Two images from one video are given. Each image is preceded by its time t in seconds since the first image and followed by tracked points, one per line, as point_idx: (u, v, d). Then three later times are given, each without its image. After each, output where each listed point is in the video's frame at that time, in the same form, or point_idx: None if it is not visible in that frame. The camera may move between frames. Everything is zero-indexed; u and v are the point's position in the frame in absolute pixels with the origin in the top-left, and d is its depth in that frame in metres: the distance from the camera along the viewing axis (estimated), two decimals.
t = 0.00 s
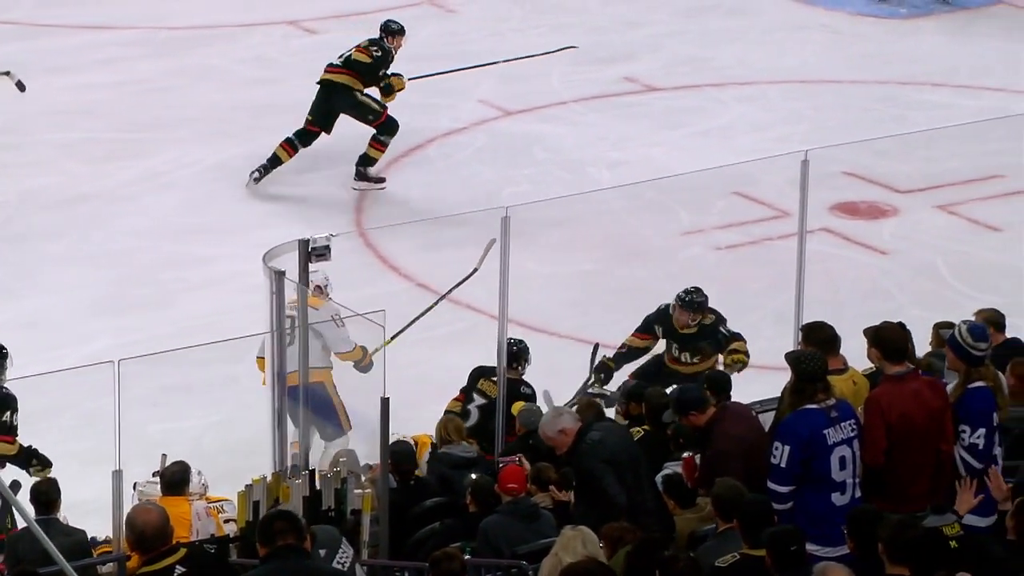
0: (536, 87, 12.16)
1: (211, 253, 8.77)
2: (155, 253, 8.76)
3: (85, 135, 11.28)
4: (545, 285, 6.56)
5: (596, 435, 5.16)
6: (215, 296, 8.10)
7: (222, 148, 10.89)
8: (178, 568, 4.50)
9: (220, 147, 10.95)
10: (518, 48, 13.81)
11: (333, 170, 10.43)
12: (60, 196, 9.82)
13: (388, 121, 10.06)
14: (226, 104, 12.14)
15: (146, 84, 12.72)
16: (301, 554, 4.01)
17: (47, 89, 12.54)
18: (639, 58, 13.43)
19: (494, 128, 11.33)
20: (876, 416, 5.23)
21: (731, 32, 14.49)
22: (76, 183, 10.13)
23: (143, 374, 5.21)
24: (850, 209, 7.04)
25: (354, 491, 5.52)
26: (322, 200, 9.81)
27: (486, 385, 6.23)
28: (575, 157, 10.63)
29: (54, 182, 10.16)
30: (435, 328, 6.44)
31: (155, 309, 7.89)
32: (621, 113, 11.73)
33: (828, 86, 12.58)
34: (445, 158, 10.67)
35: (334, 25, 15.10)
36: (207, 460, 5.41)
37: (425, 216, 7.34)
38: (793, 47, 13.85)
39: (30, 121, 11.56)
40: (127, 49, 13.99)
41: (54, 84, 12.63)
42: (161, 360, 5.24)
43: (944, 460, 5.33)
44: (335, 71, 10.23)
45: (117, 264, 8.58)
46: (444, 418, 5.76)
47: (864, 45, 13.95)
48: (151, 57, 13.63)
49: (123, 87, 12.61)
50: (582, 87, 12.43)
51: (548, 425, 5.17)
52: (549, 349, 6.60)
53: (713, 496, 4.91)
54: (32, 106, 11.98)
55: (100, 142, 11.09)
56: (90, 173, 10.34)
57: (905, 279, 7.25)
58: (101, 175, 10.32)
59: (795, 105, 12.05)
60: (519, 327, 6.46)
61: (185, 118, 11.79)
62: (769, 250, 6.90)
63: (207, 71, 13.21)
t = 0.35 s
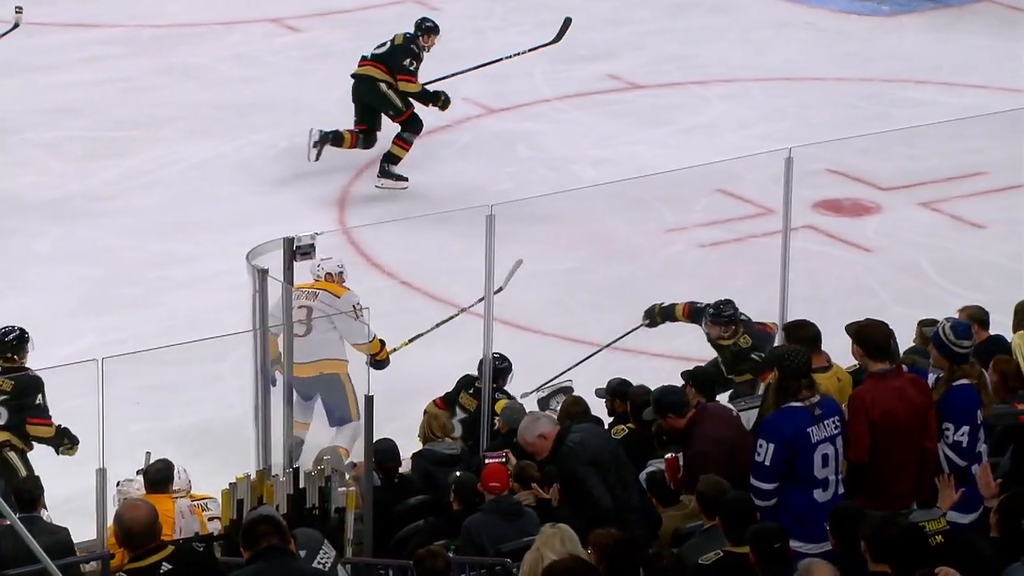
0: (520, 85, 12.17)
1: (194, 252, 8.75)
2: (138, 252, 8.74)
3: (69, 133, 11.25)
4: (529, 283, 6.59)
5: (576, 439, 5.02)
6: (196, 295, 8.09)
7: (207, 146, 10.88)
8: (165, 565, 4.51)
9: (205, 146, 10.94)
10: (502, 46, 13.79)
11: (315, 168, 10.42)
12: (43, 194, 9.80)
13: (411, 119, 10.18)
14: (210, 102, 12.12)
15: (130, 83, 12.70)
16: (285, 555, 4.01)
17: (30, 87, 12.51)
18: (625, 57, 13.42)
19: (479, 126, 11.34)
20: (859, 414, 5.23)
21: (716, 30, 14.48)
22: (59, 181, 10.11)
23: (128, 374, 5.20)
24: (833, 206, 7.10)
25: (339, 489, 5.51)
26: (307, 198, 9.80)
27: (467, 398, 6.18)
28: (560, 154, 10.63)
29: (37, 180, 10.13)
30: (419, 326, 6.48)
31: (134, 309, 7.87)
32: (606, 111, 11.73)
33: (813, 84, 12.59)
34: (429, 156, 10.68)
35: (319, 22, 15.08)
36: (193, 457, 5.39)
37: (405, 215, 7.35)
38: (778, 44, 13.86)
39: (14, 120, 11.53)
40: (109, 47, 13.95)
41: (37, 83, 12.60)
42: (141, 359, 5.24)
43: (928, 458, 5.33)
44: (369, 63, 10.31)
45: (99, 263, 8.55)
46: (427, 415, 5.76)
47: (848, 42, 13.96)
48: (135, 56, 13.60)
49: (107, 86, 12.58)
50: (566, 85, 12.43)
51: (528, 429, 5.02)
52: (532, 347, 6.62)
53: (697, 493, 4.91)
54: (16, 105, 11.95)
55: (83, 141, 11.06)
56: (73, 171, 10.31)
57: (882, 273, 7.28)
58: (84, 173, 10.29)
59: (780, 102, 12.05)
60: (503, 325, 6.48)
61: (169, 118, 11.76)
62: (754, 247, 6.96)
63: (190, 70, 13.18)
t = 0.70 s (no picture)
0: (515, 82, 12.17)
1: (189, 249, 8.76)
2: (133, 250, 8.74)
3: (61, 129, 11.25)
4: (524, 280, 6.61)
5: (570, 439, 4.95)
6: (189, 293, 8.10)
7: (198, 144, 10.88)
8: (162, 561, 4.51)
9: (196, 143, 10.94)
10: (499, 44, 13.80)
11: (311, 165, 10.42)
12: (36, 192, 9.79)
13: (433, 118, 10.25)
14: (204, 100, 12.12)
15: (122, 81, 12.70)
16: (282, 555, 4.01)
17: (23, 85, 12.51)
18: (620, 54, 13.43)
19: (473, 124, 11.34)
20: (855, 412, 5.23)
21: (712, 28, 14.49)
22: (55, 178, 10.12)
23: (121, 370, 5.16)
24: (829, 203, 7.11)
25: (334, 486, 5.52)
26: (302, 196, 9.80)
27: (447, 400, 6.28)
28: (556, 152, 10.63)
29: (33, 177, 10.13)
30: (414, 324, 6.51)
31: (126, 307, 7.88)
32: (600, 108, 11.74)
33: (809, 82, 12.60)
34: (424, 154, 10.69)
35: (313, 21, 15.08)
36: (190, 454, 5.37)
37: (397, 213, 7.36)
38: (773, 41, 13.86)
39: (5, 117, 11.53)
40: (105, 45, 13.96)
41: (29, 82, 12.59)
42: (135, 357, 5.20)
43: (923, 456, 5.34)
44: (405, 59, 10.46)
45: (95, 261, 8.56)
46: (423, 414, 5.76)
47: (845, 39, 13.97)
48: (130, 54, 13.61)
49: (99, 85, 12.58)
50: (560, 83, 12.43)
51: (519, 434, 4.93)
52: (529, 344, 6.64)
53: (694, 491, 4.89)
54: (8, 102, 11.94)
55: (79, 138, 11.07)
56: (69, 168, 10.32)
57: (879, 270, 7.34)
58: (80, 170, 10.30)
59: (777, 100, 12.06)
60: (499, 323, 6.49)
61: (164, 115, 11.78)
62: (751, 245, 6.95)
63: (186, 68, 13.20)
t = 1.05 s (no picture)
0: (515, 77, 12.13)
1: (183, 245, 8.73)
2: (128, 246, 8.71)
3: (57, 126, 11.21)
4: (525, 277, 6.58)
5: (566, 440, 4.92)
6: (182, 290, 8.07)
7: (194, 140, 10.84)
8: (163, 558, 4.48)
9: (193, 139, 10.91)
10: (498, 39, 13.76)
11: (310, 162, 10.39)
12: (31, 188, 9.76)
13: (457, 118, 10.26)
14: (201, 96, 12.09)
15: (118, 77, 12.66)
16: (282, 557, 3.99)
17: (19, 81, 12.47)
18: (620, 48, 13.39)
19: (473, 120, 11.31)
20: (857, 409, 5.19)
21: (712, 22, 14.44)
22: (51, 174, 10.09)
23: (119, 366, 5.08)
24: (830, 199, 7.06)
25: (333, 484, 5.49)
26: (299, 193, 9.76)
27: (441, 400, 6.23)
28: (556, 149, 10.59)
29: (29, 173, 10.11)
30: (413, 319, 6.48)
31: (120, 304, 7.84)
32: (600, 103, 11.69)
33: (809, 76, 12.54)
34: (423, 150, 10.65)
35: (312, 15, 15.05)
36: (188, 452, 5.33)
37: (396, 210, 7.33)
38: (774, 36, 13.81)
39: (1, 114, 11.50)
40: (103, 39, 13.93)
41: (25, 78, 12.56)
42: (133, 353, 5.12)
43: (926, 453, 5.30)
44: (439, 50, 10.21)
45: (90, 257, 8.53)
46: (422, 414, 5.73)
47: (846, 33, 13.92)
48: (127, 48, 13.58)
49: (96, 80, 12.55)
50: (561, 78, 12.39)
51: (515, 438, 4.89)
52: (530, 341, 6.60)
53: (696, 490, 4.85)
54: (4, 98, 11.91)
55: (74, 133, 11.03)
56: (65, 163, 10.29)
57: (881, 267, 7.34)
58: (75, 166, 10.26)
59: (776, 95, 12.01)
60: (498, 320, 6.42)
61: (160, 111, 11.74)
62: (755, 243, 6.88)
63: (182, 64, 13.15)
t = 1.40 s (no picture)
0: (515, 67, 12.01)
1: (177, 240, 8.60)
2: (121, 240, 8.58)
3: (48, 116, 11.08)
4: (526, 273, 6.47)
5: (566, 442, 4.78)
6: (175, 285, 7.94)
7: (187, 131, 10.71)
8: (157, 560, 4.35)
9: (186, 130, 10.78)
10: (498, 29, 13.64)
11: (306, 154, 10.26)
12: (22, 180, 9.62)
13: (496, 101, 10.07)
14: (195, 85, 11.96)
15: (110, 66, 12.52)
16: (278, 564, 3.86)
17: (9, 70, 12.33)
18: (623, 37, 13.25)
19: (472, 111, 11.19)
20: (869, 408, 5.05)
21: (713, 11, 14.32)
22: (45, 166, 9.95)
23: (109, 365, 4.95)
24: (839, 192, 6.97)
25: (329, 484, 5.36)
26: (296, 186, 9.64)
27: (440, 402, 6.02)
28: (557, 141, 10.48)
29: (21, 165, 9.97)
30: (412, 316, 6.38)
31: (113, 300, 7.73)
32: (600, 93, 11.57)
33: (817, 66, 12.41)
34: (422, 142, 10.53)
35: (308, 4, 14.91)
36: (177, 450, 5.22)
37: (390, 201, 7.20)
38: (777, 25, 13.69)
39: None
40: (96, 28, 13.79)
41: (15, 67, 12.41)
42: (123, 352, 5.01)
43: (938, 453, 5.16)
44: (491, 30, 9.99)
45: (81, 251, 8.39)
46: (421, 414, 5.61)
47: (849, 22, 13.80)
48: (121, 37, 13.41)
49: (89, 69, 12.41)
50: (561, 68, 12.26)
51: (514, 442, 4.77)
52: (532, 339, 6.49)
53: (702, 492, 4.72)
54: None
55: (67, 125, 10.89)
56: (58, 156, 10.16)
57: (891, 262, 7.16)
58: (69, 158, 10.13)
59: (782, 86, 11.87)
60: (498, 316, 6.32)
61: (156, 101, 11.60)
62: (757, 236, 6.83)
63: (177, 51, 13.00)
